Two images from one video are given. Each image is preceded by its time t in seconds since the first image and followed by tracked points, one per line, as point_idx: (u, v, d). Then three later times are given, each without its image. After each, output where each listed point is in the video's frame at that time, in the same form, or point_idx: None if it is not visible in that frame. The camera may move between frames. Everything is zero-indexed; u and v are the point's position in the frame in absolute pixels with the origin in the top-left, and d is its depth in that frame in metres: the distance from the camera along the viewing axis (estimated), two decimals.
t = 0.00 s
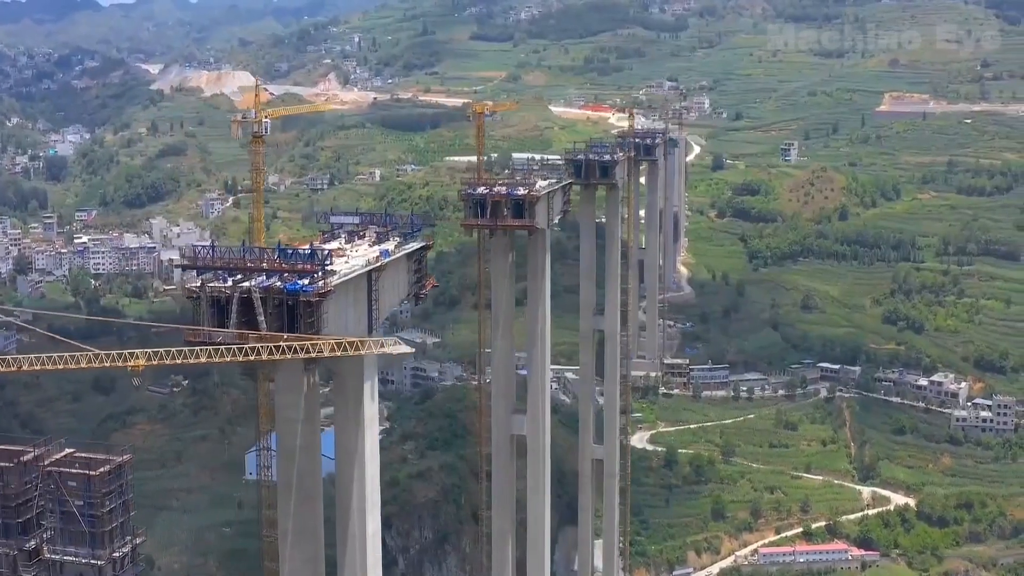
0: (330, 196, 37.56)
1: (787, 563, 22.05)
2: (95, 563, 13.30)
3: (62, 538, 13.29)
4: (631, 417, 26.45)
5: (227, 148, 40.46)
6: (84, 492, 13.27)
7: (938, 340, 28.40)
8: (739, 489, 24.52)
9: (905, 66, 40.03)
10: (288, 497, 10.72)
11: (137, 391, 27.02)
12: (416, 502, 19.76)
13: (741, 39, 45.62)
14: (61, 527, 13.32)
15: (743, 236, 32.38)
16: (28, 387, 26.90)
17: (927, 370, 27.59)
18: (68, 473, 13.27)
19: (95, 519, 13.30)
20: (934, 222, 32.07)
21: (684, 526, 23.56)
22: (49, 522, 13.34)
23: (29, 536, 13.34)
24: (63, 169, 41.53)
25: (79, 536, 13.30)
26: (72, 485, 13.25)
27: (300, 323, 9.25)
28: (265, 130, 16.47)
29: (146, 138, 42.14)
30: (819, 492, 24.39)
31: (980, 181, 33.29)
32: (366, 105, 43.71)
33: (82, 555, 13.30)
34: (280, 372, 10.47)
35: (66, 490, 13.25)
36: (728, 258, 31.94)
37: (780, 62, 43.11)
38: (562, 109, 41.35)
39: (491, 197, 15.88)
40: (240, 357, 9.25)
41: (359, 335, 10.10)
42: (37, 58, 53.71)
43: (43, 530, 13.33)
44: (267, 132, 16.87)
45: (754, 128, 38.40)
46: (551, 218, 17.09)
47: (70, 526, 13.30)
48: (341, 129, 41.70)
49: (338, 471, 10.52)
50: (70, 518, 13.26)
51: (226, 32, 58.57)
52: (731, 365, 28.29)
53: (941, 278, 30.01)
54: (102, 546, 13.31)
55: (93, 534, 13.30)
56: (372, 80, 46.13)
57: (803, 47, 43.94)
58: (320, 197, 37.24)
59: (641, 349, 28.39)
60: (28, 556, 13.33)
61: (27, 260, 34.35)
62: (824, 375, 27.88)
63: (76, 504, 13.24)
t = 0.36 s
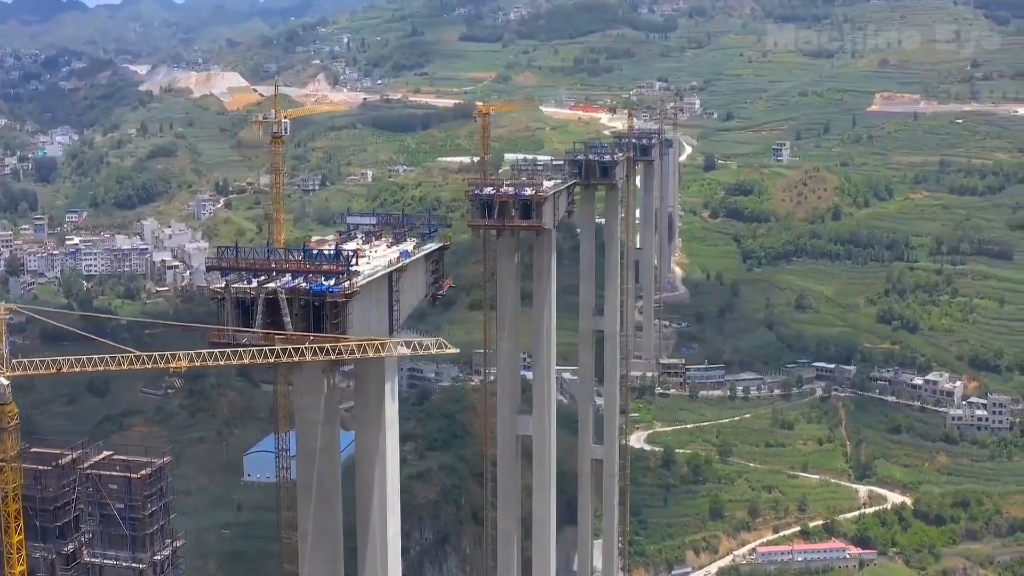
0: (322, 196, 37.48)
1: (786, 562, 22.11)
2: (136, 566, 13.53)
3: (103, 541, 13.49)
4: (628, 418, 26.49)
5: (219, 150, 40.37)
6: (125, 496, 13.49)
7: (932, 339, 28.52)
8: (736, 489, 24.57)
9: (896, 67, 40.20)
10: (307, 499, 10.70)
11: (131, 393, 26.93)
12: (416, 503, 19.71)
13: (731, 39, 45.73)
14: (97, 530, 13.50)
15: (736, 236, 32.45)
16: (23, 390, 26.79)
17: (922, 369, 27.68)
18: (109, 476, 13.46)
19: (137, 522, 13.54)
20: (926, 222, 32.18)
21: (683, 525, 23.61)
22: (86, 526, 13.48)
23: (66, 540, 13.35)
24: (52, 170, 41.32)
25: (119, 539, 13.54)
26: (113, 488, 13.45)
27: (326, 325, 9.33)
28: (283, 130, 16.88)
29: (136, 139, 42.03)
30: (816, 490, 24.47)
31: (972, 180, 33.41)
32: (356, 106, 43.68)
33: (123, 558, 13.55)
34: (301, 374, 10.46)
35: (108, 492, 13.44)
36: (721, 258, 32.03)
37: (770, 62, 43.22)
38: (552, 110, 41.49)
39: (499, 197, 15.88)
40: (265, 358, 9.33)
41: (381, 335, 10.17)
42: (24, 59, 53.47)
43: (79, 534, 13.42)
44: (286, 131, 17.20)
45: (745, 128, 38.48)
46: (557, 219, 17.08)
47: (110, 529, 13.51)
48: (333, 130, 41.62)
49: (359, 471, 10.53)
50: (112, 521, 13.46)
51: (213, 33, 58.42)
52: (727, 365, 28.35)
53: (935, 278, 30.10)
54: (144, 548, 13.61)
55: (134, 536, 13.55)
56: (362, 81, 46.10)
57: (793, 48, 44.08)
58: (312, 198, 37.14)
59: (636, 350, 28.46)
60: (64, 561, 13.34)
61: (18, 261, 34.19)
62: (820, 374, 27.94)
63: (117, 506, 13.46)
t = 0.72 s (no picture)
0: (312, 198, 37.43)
1: (783, 561, 22.22)
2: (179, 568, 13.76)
3: (147, 545, 13.76)
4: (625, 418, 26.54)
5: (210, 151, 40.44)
6: (169, 499, 13.72)
7: (926, 338, 28.63)
8: (734, 488, 24.63)
9: (885, 66, 40.35)
10: (328, 501, 10.69)
11: (127, 395, 26.83)
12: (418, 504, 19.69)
13: (720, 39, 45.81)
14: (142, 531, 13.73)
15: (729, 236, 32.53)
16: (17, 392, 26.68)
17: (917, 368, 27.78)
18: (154, 479, 13.69)
19: (181, 525, 13.76)
20: (919, 221, 32.30)
21: (681, 525, 23.65)
22: (133, 529, 13.77)
23: (108, 544, 13.71)
24: (41, 171, 41.15)
25: (163, 541, 13.77)
26: (157, 491, 13.70)
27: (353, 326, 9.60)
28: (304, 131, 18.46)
29: (125, 140, 41.87)
30: (814, 489, 24.56)
31: (964, 180, 33.54)
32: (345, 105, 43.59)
33: (167, 562, 13.79)
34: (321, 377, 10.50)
35: (152, 496, 13.70)
36: (715, 257, 32.08)
37: (759, 61, 43.35)
38: (543, 110, 41.52)
39: (506, 198, 15.90)
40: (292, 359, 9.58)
41: (403, 336, 10.33)
42: (10, 60, 53.21)
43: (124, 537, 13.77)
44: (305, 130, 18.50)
45: (736, 128, 38.56)
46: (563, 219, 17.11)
47: (154, 533, 13.76)
48: (323, 130, 41.50)
49: (381, 472, 10.54)
50: (155, 524, 13.71)
51: (199, 33, 58.23)
52: (722, 364, 28.42)
53: (928, 277, 30.21)
54: (188, 552, 13.76)
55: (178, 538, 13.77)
56: (351, 82, 46.01)
57: (782, 47, 44.20)
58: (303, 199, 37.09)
59: (632, 350, 28.50)
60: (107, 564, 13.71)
61: (10, 263, 34.02)
62: (815, 374, 28.04)
63: (161, 510, 13.71)
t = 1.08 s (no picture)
0: (303, 199, 37.49)
1: (780, 559, 22.28)
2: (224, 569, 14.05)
3: (189, 548, 14.06)
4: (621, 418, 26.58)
5: (199, 151, 40.54)
6: (214, 501, 14.01)
7: (919, 337, 28.75)
8: (730, 488, 24.68)
9: (874, 66, 40.51)
10: (349, 501, 10.65)
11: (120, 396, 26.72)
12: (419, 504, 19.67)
13: (708, 40, 45.90)
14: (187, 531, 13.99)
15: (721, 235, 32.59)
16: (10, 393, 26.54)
17: (911, 366, 27.88)
18: (200, 482, 13.96)
19: (226, 527, 14.05)
20: (910, 221, 32.42)
21: (678, 524, 23.70)
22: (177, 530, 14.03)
23: (150, 546, 13.95)
24: (28, 171, 40.95)
25: (206, 543, 14.07)
26: (201, 494, 13.98)
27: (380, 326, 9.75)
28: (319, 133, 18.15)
29: (113, 141, 41.69)
30: (810, 488, 24.65)
31: (954, 180, 33.68)
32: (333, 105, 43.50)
33: (210, 564, 14.11)
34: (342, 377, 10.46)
35: (196, 498, 13.98)
36: (707, 257, 32.14)
37: (747, 62, 43.49)
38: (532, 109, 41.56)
39: (513, 198, 15.89)
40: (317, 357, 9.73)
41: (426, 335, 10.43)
42: None
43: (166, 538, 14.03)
44: (327, 133, 20.53)
45: (725, 128, 38.62)
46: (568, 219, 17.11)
47: (198, 535, 14.07)
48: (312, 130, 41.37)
49: (402, 473, 10.52)
50: (200, 527, 14.01)
51: (184, 33, 58.02)
52: (717, 364, 28.50)
53: (920, 276, 30.33)
54: (233, 554, 14.04)
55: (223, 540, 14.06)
56: (338, 82, 45.91)
57: (769, 48, 44.35)
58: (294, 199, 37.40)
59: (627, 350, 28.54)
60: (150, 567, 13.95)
61: None
62: (809, 373, 28.10)
63: (206, 512, 13.99)
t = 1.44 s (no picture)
0: (292, 200, 37.45)
1: (776, 557, 22.36)
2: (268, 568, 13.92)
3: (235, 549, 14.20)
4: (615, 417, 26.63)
5: (185, 152, 40.31)
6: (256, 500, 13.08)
7: (911, 335, 28.87)
8: (725, 486, 24.75)
9: (861, 66, 40.70)
10: (367, 500, 10.70)
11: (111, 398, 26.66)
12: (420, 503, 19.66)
13: (694, 40, 46.00)
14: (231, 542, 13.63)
15: (712, 235, 32.63)
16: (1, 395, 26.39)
17: (902, 365, 27.99)
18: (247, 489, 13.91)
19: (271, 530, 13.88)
20: (900, 220, 32.55)
21: (673, 523, 23.74)
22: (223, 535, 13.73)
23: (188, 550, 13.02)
24: (13, 172, 40.67)
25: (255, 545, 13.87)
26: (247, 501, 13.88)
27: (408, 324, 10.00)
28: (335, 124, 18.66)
29: (99, 141, 41.46)
30: (804, 486, 24.73)
31: (943, 179, 33.84)
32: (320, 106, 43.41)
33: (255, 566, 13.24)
34: (363, 380, 10.46)
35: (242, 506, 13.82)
36: (698, 256, 32.17)
37: (734, 62, 43.58)
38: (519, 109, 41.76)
39: (517, 198, 15.93)
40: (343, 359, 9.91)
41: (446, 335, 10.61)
42: None
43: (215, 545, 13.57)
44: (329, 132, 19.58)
45: (713, 128, 38.64)
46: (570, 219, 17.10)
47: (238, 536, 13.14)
48: (300, 130, 41.24)
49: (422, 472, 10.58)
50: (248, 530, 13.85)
51: (167, 33, 57.73)
52: (710, 363, 28.56)
53: (910, 275, 30.47)
54: (274, 557, 14.69)
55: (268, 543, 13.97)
56: (325, 82, 45.77)
57: (755, 48, 44.51)
58: (282, 200, 37.35)
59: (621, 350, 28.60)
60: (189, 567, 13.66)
61: None
62: (801, 371, 28.19)
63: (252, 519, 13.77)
